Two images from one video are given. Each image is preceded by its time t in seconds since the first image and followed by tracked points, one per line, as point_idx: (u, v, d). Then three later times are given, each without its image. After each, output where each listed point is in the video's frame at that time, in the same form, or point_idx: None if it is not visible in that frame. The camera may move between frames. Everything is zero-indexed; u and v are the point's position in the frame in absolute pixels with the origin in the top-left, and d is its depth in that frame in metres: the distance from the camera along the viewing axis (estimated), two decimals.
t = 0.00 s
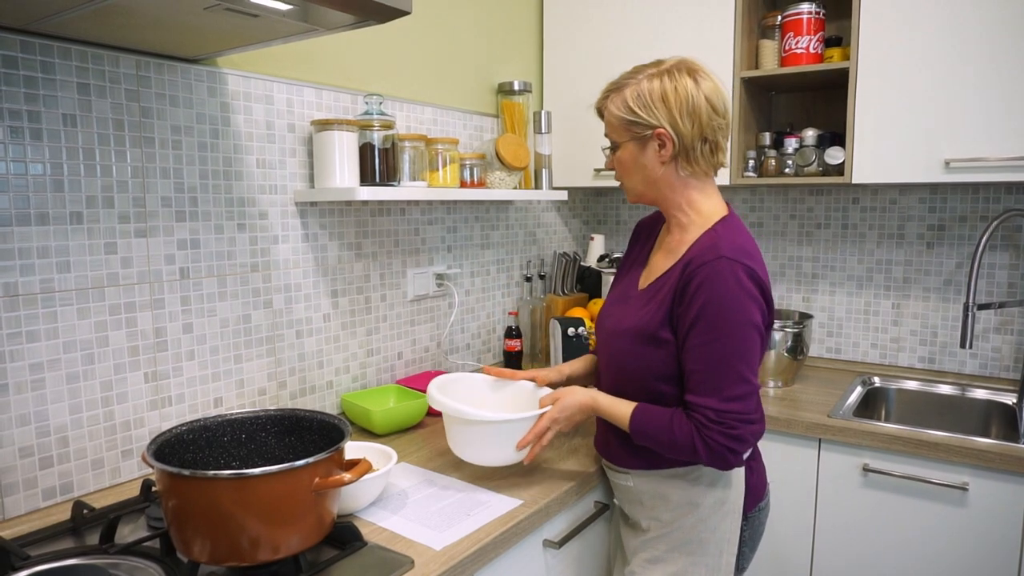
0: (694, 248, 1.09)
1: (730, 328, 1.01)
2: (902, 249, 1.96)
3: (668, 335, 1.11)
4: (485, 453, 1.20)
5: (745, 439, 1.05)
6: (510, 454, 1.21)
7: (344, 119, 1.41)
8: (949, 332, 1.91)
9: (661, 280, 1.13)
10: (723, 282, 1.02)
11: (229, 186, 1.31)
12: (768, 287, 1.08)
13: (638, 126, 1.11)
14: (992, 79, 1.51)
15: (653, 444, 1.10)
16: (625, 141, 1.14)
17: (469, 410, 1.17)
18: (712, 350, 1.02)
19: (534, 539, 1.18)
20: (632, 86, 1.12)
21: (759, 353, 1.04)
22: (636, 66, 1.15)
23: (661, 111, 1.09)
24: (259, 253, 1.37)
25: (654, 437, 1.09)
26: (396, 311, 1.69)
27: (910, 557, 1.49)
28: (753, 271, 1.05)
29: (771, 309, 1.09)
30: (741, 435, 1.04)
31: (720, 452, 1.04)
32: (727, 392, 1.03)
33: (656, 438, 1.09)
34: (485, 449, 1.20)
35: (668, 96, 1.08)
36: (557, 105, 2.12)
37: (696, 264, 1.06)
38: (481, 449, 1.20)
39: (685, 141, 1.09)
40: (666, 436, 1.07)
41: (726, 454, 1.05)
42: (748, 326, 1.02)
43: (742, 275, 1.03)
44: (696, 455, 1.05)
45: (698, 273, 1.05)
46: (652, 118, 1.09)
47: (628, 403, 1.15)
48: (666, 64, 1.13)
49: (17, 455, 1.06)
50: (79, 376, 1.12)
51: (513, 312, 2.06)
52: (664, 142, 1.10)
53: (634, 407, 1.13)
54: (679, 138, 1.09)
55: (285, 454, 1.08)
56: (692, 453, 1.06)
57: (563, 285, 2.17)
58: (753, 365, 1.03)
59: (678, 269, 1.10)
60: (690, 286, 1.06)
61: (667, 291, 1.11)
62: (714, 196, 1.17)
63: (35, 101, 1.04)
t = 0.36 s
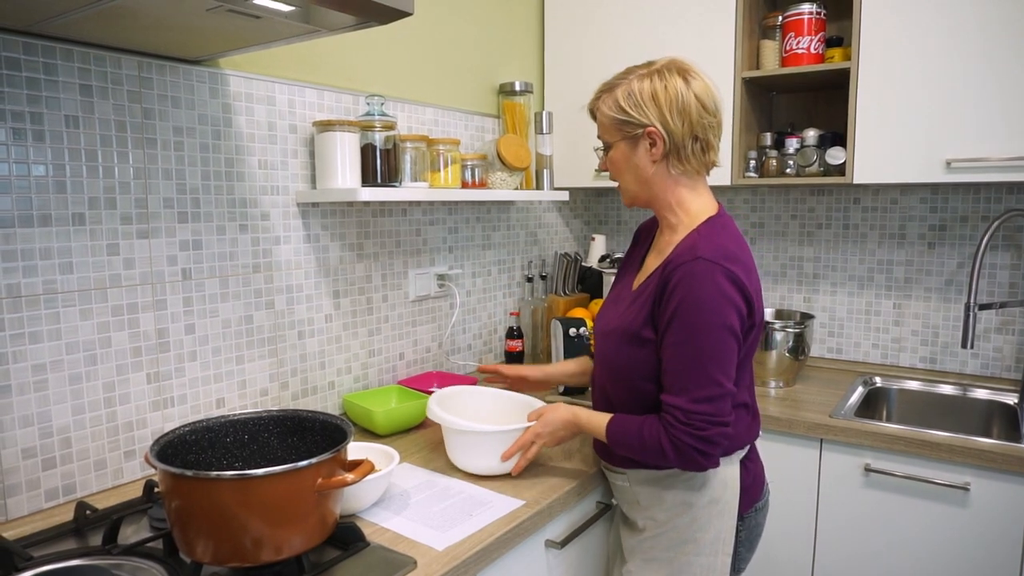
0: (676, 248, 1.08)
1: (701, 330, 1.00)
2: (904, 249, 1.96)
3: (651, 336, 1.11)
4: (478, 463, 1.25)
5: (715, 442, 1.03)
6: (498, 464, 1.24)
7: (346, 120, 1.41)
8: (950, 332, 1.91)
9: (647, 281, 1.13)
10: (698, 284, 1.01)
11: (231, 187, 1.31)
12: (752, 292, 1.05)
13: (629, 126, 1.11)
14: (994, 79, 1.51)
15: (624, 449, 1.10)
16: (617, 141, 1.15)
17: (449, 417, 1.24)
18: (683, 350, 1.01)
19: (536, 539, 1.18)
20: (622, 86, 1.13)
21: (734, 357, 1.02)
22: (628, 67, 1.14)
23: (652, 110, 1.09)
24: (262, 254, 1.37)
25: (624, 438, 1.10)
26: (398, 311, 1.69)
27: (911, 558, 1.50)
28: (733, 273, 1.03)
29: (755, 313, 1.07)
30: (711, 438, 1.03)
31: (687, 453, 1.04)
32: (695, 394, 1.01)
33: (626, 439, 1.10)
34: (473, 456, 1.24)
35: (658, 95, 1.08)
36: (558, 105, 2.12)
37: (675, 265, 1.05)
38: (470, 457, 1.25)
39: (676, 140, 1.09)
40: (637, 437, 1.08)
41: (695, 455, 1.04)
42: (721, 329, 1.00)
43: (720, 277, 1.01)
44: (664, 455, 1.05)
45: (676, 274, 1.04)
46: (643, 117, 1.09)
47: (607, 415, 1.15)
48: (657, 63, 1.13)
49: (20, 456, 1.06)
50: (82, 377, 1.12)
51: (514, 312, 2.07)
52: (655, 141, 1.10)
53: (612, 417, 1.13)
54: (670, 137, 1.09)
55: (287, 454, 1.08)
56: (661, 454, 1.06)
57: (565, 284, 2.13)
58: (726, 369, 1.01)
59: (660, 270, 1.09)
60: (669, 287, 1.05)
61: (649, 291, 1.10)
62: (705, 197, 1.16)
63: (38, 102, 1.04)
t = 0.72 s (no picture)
0: (684, 243, 1.10)
1: (713, 320, 1.01)
2: (905, 249, 1.96)
3: (656, 331, 1.12)
4: (474, 461, 1.27)
5: (720, 435, 1.04)
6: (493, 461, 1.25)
7: (347, 120, 1.41)
8: (951, 332, 1.91)
9: (652, 277, 1.14)
10: (711, 275, 1.03)
11: (233, 187, 1.31)
12: (760, 288, 1.08)
13: (691, 113, 1.10)
14: (995, 79, 1.51)
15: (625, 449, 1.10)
16: (669, 121, 1.11)
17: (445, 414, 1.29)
18: (694, 342, 1.02)
19: (537, 539, 1.18)
20: (688, 69, 1.10)
21: (742, 349, 1.04)
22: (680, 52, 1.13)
23: (711, 106, 1.10)
24: (263, 254, 1.37)
25: (625, 432, 1.09)
26: (399, 312, 1.69)
27: (912, 558, 1.50)
28: (743, 268, 1.05)
29: (760, 310, 1.09)
30: (716, 431, 1.03)
31: (693, 445, 1.04)
32: (705, 386, 1.02)
33: (628, 433, 1.09)
34: (469, 453, 1.26)
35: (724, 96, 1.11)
36: (559, 105, 2.13)
37: (686, 258, 1.07)
38: (467, 454, 1.27)
39: (715, 142, 1.13)
40: (639, 431, 1.08)
41: (700, 448, 1.04)
42: (732, 321, 1.02)
43: (731, 270, 1.04)
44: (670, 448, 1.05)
45: (687, 267, 1.05)
46: (705, 110, 1.10)
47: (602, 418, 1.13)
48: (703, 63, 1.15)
49: (23, 455, 1.07)
50: (84, 376, 1.13)
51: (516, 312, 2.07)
52: (705, 138, 1.12)
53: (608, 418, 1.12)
54: (716, 141, 1.13)
55: (288, 454, 1.08)
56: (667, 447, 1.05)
57: (565, 286, 2.13)
58: (734, 361, 1.03)
59: (669, 264, 1.10)
60: (680, 279, 1.06)
61: (657, 286, 1.11)
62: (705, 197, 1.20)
63: (40, 103, 1.05)
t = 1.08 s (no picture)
0: (705, 235, 1.11)
1: (747, 304, 1.03)
2: (906, 250, 1.96)
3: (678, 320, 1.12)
4: (474, 461, 1.27)
5: (757, 419, 1.04)
6: (495, 462, 1.26)
7: (349, 121, 1.42)
8: (953, 333, 1.91)
9: (671, 270, 1.14)
10: (741, 260, 1.05)
11: (235, 188, 1.32)
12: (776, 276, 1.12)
13: (712, 114, 1.12)
14: (996, 80, 1.51)
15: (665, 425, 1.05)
16: (695, 123, 1.12)
17: (449, 414, 1.29)
18: (732, 325, 1.02)
19: (540, 540, 1.18)
20: (709, 71, 1.12)
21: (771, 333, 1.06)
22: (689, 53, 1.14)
23: (729, 106, 1.15)
24: (265, 255, 1.38)
25: (670, 419, 1.04)
26: (401, 312, 1.69)
27: (915, 558, 1.50)
28: (765, 256, 1.09)
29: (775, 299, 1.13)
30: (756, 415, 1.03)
31: (734, 431, 1.03)
32: (743, 368, 1.02)
33: (672, 422, 1.04)
34: (470, 453, 1.27)
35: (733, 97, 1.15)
36: (560, 106, 2.13)
37: (713, 247, 1.08)
38: (468, 454, 1.27)
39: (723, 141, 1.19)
40: (683, 419, 1.04)
41: (738, 434, 1.03)
42: (763, 304, 1.04)
43: (756, 256, 1.06)
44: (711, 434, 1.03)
45: (717, 254, 1.06)
46: (725, 111, 1.14)
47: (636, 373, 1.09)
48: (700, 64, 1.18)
49: (26, 457, 1.07)
50: (87, 378, 1.13)
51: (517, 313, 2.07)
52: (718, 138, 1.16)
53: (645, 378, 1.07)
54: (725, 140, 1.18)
55: (291, 455, 1.08)
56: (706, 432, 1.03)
57: (567, 286, 2.13)
58: (766, 345, 1.05)
59: (692, 255, 1.11)
60: (707, 268, 1.07)
61: (680, 278, 1.11)
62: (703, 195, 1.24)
63: (43, 104, 1.05)
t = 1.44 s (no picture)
0: (718, 231, 1.11)
1: (754, 299, 1.02)
2: (908, 249, 1.96)
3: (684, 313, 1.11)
4: (475, 459, 1.27)
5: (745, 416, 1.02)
6: (495, 461, 1.26)
7: (350, 120, 1.42)
8: (955, 332, 1.91)
9: (681, 265, 1.14)
10: (751, 256, 1.05)
11: (236, 187, 1.32)
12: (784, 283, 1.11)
13: (715, 118, 1.10)
14: (999, 79, 1.51)
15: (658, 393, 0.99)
16: (697, 130, 1.10)
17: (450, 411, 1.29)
18: (737, 316, 1.01)
19: (541, 539, 1.18)
20: (711, 73, 1.10)
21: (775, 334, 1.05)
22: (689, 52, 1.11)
23: (735, 105, 1.12)
24: (266, 254, 1.37)
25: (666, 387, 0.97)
26: (403, 311, 1.69)
27: (917, 558, 1.49)
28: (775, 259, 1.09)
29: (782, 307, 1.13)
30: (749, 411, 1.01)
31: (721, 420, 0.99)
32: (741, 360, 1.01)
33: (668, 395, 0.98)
34: (471, 451, 1.27)
35: (739, 93, 1.12)
36: (562, 105, 2.13)
37: (725, 241, 1.08)
38: (469, 452, 1.27)
39: (736, 138, 1.16)
40: (682, 393, 0.97)
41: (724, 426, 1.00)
42: (769, 303, 1.03)
43: (768, 256, 1.07)
44: (696, 417, 0.98)
45: (728, 247, 1.07)
46: (730, 110, 1.12)
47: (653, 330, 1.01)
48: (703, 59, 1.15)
49: (28, 456, 1.07)
50: (89, 377, 1.13)
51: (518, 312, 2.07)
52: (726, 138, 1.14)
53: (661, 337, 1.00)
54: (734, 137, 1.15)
55: (293, 454, 1.08)
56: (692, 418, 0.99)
57: (569, 284, 2.13)
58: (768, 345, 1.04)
59: (704, 249, 1.11)
60: (718, 261, 1.07)
61: (690, 271, 1.11)
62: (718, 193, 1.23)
63: (44, 103, 1.05)
